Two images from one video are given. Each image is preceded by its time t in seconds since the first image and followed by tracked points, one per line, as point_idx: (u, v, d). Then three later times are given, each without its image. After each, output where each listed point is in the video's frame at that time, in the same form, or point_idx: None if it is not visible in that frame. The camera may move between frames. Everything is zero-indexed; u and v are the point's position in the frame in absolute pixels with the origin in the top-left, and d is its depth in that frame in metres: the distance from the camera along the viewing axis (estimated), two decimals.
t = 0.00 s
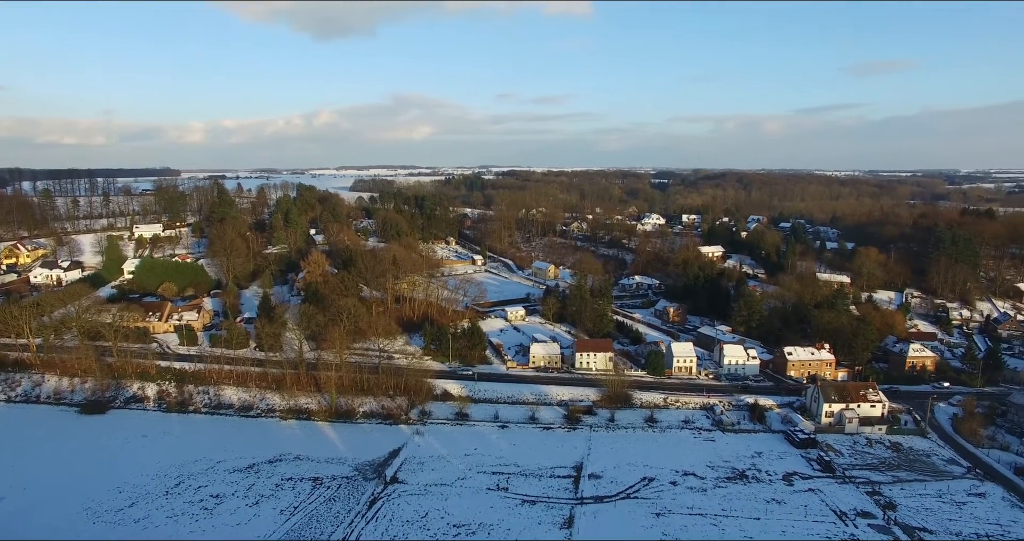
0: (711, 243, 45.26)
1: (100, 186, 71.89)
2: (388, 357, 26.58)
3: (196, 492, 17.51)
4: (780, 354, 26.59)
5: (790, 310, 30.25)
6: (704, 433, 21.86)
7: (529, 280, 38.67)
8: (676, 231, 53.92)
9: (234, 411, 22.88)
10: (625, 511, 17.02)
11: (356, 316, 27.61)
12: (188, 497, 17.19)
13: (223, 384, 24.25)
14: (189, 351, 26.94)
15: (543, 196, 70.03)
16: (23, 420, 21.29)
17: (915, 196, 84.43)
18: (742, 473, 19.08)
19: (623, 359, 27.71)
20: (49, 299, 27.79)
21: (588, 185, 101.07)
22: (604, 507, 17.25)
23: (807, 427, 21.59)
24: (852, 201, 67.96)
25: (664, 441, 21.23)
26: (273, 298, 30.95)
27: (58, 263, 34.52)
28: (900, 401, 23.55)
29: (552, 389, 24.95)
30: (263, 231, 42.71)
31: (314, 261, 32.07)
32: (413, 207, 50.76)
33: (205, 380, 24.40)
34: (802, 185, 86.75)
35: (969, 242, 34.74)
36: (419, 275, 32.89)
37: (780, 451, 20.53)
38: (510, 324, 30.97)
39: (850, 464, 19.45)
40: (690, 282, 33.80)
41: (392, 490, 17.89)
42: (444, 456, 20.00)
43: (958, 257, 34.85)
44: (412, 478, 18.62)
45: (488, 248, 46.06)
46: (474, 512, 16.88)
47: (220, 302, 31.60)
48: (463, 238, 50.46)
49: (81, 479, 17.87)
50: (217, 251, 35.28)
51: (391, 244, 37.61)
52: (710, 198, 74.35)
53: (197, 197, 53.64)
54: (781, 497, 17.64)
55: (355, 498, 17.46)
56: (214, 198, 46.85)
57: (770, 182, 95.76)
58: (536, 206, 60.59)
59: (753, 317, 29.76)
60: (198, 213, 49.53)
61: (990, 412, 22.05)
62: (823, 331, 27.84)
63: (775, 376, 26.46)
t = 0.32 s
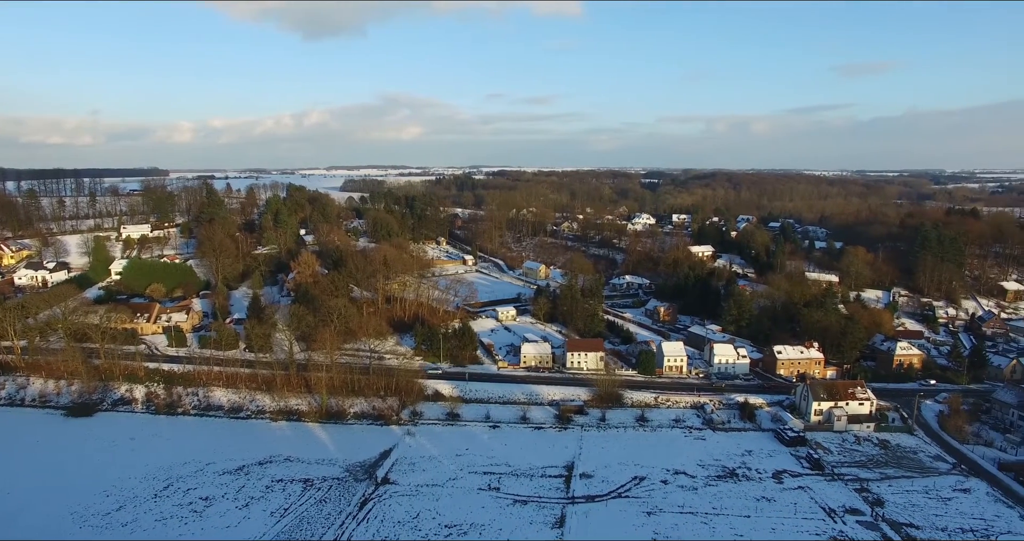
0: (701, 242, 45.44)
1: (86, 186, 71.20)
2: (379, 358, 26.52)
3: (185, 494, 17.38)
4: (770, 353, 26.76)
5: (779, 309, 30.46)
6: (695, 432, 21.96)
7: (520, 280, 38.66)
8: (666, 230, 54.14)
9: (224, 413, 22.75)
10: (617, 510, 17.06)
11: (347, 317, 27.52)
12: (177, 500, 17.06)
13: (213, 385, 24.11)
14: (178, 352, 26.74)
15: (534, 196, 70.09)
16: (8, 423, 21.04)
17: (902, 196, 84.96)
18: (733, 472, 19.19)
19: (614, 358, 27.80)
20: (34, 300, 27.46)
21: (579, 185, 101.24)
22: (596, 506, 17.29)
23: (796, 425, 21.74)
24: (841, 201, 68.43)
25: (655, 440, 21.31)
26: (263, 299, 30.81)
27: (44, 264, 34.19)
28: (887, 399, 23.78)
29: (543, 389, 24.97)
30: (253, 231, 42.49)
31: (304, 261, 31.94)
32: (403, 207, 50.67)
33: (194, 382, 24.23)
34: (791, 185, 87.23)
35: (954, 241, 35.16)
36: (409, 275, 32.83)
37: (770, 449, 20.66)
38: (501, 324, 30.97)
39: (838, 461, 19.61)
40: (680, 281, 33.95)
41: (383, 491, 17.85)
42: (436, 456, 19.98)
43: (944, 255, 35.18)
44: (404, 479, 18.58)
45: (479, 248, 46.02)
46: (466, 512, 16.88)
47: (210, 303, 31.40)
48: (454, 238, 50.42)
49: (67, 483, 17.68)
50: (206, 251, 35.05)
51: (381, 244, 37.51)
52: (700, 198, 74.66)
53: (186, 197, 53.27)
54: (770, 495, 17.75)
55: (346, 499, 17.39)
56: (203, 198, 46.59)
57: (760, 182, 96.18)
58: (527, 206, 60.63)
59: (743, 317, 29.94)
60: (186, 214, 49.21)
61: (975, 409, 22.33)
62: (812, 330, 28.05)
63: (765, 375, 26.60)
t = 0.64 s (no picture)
0: (685, 242, 45.71)
1: (63, 187, 69.97)
2: (364, 359, 26.39)
3: (166, 499, 17.18)
4: (753, 351, 27.01)
5: (762, 308, 30.75)
6: (679, 430, 22.11)
7: (505, 280, 38.67)
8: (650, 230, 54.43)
9: (206, 416, 22.51)
10: (602, 509, 17.13)
11: (331, 317, 27.36)
12: (157, 505, 16.85)
13: (195, 387, 23.85)
14: (158, 354, 26.40)
15: (519, 196, 70.15)
16: None
17: (882, 195, 86.01)
18: (717, 469, 19.34)
19: (599, 357, 27.91)
20: (9, 303, 26.93)
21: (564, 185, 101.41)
22: (581, 505, 17.35)
23: (779, 423, 21.98)
24: (821, 201, 69.19)
25: (640, 439, 21.43)
26: (246, 300, 30.53)
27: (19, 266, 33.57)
28: (867, 395, 24.11)
29: (528, 389, 25.00)
30: (235, 232, 42.09)
31: (288, 261, 31.70)
32: (388, 207, 50.48)
33: (176, 384, 23.96)
34: (773, 185, 87.99)
35: (931, 240, 35.81)
36: (394, 275, 32.72)
37: (753, 446, 20.85)
38: (485, 324, 30.95)
39: (820, 458, 19.85)
40: (664, 281, 34.17)
41: (368, 492, 17.78)
42: (421, 457, 19.93)
43: (922, 254, 35.88)
44: (389, 480, 18.51)
45: (463, 247, 45.93)
46: (452, 513, 16.85)
47: (191, 305, 31.03)
48: (439, 238, 50.32)
49: (44, 489, 17.39)
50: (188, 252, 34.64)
51: (365, 244, 37.35)
52: (684, 198, 75.14)
53: (166, 197, 52.62)
54: (754, 492, 17.93)
55: (331, 501, 17.29)
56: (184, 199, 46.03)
57: (743, 182, 96.83)
58: (511, 206, 60.64)
59: (726, 315, 30.20)
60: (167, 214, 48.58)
61: (952, 404, 22.72)
62: (794, 328, 28.34)
63: (748, 372, 26.85)
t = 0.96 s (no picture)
0: (667, 241, 46.01)
1: (36, 187, 68.70)
2: (346, 360, 26.25)
3: (144, 504, 16.94)
4: (734, 349, 27.28)
5: (742, 306, 31.08)
6: (662, 428, 22.26)
7: (488, 279, 38.68)
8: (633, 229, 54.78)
9: (186, 419, 22.23)
10: (586, 507, 17.19)
11: (313, 318, 27.17)
12: (135, 511, 16.61)
13: (174, 390, 23.52)
14: (136, 357, 26.03)
15: (502, 195, 70.21)
16: None
17: (859, 195, 87.06)
18: (699, 467, 19.51)
19: (582, 357, 28.01)
20: None
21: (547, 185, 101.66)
22: (565, 504, 17.40)
23: (760, 420, 22.21)
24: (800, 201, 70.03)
25: (623, 437, 21.55)
26: (226, 301, 30.22)
27: None
28: (846, 392, 24.46)
29: (512, 388, 25.00)
30: (215, 233, 41.64)
31: (268, 262, 31.41)
32: (370, 207, 50.25)
33: (154, 387, 23.62)
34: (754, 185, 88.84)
35: (906, 238, 36.51)
36: (376, 275, 32.56)
37: (735, 443, 21.07)
38: (468, 324, 30.92)
39: (800, 454, 20.11)
40: (646, 280, 34.39)
41: (351, 494, 17.67)
42: (405, 458, 19.85)
43: (898, 253, 36.52)
44: (372, 481, 18.42)
45: (446, 248, 45.85)
46: (435, 514, 16.81)
47: (170, 307, 30.65)
48: (422, 238, 50.21)
49: (17, 498, 17.03)
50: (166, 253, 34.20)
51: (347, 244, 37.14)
52: (665, 197, 75.67)
53: (144, 197, 51.91)
54: (735, 488, 18.11)
55: (313, 503, 17.16)
56: (162, 200, 45.45)
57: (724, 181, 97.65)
58: (494, 206, 60.63)
59: (708, 314, 30.47)
60: (145, 214, 47.94)
61: (927, 399, 23.14)
62: (774, 326, 28.68)
63: (729, 370, 27.11)
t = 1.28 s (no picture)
0: (648, 240, 46.30)
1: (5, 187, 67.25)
2: (328, 361, 26.07)
3: (121, 511, 16.68)
4: (715, 347, 27.55)
5: (722, 305, 31.39)
6: (644, 426, 22.42)
7: (469, 280, 38.67)
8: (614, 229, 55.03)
9: (164, 423, 21.92)
10: (570, 506, 17.26)
11: (293, 319, 26.94)
12: (112, 517, 16.34)
13: (152, 394, 23.20)
14: (112, 361, 25.59)
15: (484, 195, 70.20)
16: None
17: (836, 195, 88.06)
18: (681, 464, 19.68)
19: (564, 356, 28.10)
20: None
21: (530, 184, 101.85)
22: (548, 503, 17.44)
23: (741, 417, 22.45)
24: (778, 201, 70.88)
25: (605, 436, 21.67)
26: (205, 303, 29.87)
27: None
28: (824, 388, 24.83)
29: (494, 388, 25.01)
30: (193, 233, 41.12)
31: (248, 263, 31.08)
32: (350, 207, 49.98)
33: (130, 391, 23.27)
34: (734, 185, 89.64)
35: (881, 237, 37.21)
36: (357, 276, 32.39)
37: (716, 440, 21.28)
38: (450, 325, 30.87)
39: (779, 450, 20.37)
40: (628, 279, 34.60)
41: (334, 497, 17.56)
42: (388, 459, 19.76)
43: (874, 252, 37.18)
44: (355, 483, 18.32)
45: (428, 248, 45.75)
46: (419, 515, 16.76)
47: (147, 309, 30.21)
48: (403, 238, 50.04)
49: None
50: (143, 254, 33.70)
51: (328, 245, 36.91)
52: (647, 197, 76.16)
53: (119, 198, 51.10)
54: (717, 485, 18.31)
55: (295, 506, 17.03)
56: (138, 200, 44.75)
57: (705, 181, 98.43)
58: (475, 206, 60.55)
59: (689, 313, 30.74)
60: (120, 215, 47.21)
61: (902, 395, 23.58)
62: (753, 324, 29.02)
63: (710, 369, 27.39)
